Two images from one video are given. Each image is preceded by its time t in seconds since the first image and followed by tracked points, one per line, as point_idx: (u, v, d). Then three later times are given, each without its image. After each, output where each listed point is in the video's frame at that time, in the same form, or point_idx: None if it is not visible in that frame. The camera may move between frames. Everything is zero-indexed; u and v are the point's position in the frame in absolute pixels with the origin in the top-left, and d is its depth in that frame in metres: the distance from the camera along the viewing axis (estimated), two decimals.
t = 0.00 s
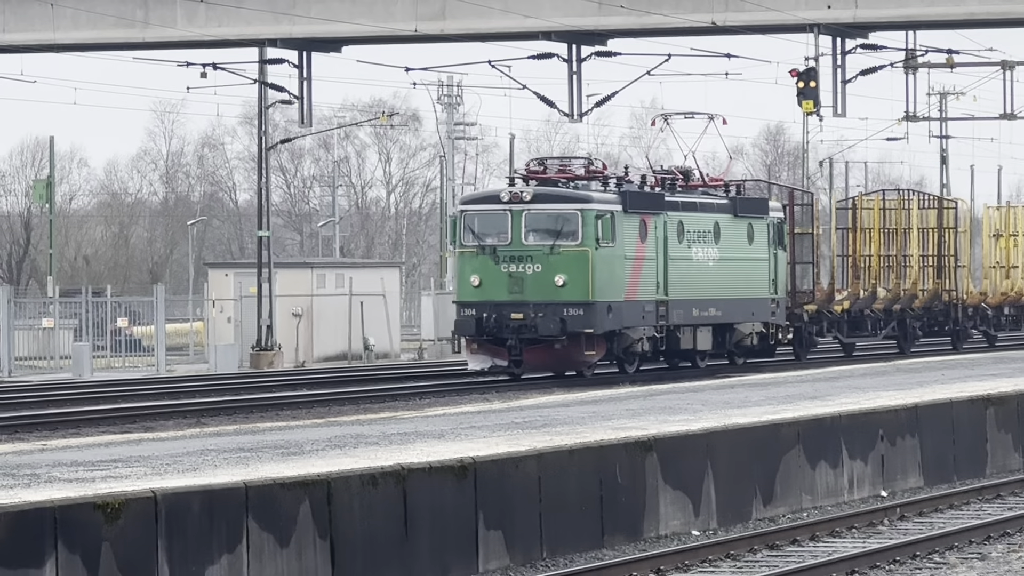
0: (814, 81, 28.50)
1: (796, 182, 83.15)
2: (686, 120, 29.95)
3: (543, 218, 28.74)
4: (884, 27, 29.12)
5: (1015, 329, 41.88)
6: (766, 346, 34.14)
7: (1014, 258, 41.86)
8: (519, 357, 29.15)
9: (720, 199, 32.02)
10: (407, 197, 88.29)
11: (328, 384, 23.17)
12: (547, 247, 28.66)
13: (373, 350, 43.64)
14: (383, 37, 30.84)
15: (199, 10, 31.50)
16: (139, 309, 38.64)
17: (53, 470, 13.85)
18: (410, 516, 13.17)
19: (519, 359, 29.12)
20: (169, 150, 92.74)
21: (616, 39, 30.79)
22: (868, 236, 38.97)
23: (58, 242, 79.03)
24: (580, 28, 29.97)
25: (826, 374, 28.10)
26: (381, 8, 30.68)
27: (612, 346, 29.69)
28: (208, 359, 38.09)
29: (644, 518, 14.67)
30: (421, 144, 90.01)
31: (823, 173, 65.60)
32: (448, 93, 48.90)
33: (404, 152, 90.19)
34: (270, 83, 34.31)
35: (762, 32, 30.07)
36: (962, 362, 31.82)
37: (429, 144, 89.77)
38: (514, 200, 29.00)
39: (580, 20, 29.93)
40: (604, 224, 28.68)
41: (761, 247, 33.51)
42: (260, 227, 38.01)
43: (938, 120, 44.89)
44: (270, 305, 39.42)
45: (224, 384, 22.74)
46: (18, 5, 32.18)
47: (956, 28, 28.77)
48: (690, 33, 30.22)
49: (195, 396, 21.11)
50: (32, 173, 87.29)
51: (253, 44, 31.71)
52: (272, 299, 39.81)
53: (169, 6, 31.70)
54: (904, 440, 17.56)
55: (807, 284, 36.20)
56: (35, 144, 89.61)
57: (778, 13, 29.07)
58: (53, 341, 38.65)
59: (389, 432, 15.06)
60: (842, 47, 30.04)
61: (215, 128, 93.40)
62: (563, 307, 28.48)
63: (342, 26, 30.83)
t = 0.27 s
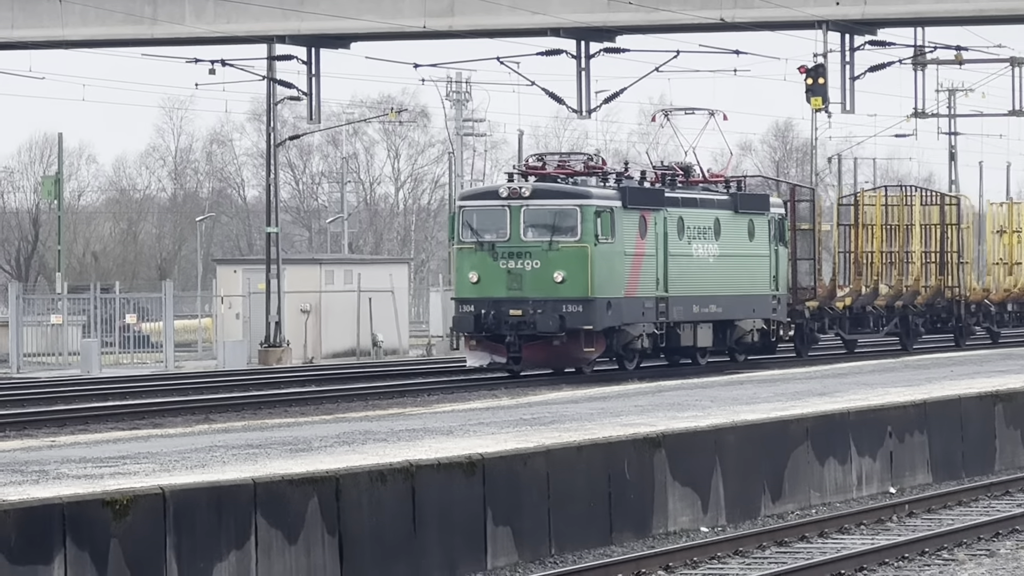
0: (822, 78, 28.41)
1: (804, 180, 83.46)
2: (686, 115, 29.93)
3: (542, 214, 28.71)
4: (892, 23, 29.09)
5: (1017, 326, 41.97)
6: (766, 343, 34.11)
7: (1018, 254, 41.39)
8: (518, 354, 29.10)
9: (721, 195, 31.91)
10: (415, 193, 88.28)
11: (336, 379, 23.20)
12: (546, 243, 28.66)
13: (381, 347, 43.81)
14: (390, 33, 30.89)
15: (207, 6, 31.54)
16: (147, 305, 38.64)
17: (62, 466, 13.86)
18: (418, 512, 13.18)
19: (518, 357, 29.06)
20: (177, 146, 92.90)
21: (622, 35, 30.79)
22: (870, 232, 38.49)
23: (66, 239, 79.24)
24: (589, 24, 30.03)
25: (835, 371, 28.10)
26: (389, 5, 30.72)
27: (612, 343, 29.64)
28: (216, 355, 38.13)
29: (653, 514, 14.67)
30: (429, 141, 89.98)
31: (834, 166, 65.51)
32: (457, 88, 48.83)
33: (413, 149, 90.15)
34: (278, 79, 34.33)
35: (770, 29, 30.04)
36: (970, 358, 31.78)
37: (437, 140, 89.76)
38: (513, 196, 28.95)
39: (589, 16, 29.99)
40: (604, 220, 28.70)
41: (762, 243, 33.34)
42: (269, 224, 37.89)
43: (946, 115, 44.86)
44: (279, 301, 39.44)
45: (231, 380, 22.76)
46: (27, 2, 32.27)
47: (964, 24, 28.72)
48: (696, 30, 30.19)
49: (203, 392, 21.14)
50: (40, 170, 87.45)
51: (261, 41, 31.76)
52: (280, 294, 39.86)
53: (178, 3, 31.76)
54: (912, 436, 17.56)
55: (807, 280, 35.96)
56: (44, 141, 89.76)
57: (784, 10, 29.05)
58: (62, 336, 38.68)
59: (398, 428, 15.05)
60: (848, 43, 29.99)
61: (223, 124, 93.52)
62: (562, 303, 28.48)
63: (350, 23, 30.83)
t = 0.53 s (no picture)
0: (834, 74, 28.46)
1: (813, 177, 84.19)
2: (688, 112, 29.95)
3: (542, 211, 28.66)
4: (902, 20, 29.05)
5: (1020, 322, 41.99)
6: (769, 341, 33.85)
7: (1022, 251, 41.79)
8: (519, 351, 29.14)
9: (723, 192, 31.87)
10: (425, 189, 88.40)
11: (345, 376, 23.25)
12: (546, 240, 28.63)
13: (391, 343, 44.04)
14: (401, 30, 30.89)
15: (218, 2, 31.62)
16: (158, 302, 38.85)
17: (74, 462, 13.90)
18: (430, 508, 13.21)
19: (519, 354, 29.10)
20: (188, 143, 93.08)
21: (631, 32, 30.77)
22: (875, 229, 38.41)
23: (77, 234, 79.55)
24: (600, 21, 30.07)
25: (845, 367, 28.14)
26: (399, 1, 30.70)
27: (613, 340, 29.64)
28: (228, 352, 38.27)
29: (664, 511, 14.69)
30: (439, 138, 90.02)
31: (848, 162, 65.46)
32: (468, 85, 48.76)
33: (423, 145, 90.32)
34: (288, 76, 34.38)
35: (780, 25, 30.01)
36: (982, 355, 31.79)
37: (448, 137, 89.81)
38: (514, 192, 28.92)
39: (599, 13, 30.05)
40: (605, 216, 28.67)
41: (765, 239, 33.26)
42: (281, 220, 37.90)
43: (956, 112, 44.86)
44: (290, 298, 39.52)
45: (241, 377, 22.79)
46: None
47: (975, 21, 28.67)
48: (707, 26, 30.17)
49: (212, 389, 21.17)
50: (50, 166, 87.63)
51: (272, 38, 31.75)
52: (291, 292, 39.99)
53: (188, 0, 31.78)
54: (923, 433, 17.59)
55: (811, 276, 35.77)
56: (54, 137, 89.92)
57: (795, 7, 29.02)
58: (73, 333, 38.82)
59: (409, 424, 15.05)
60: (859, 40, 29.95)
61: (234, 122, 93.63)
62: (563, 300, 28.48)
63: (360, 20, 30.84)
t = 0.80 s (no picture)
0: (847, 71, 28.49)
1: (826, 177, 84.56)
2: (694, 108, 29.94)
3: (545, 208, 28.65)
4: (917, 18, 28.98)
5: None
6: (776, 337, 33.99)
7: None
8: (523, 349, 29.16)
9: (729, 188, 31.82)
10: (439, 186, 88.49)
11: (356, 374, 23.28)
12: (550, 237, 28.60)
13: (406, 340, 44.23)
14: (413, 27, 30.92)
15: None
16: (171, 300, 39.04)
17: (87, 459, 13.93)
18: (443, 505, 13.24)
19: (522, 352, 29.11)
20: (202, 141, 93.26)
21: (648, 28, 30.98)
22: (882, 225, 38.60)
23: (93, 232, 79.83)
24: (614, 18, 30.04)
25: (859, 364, 28.13)
26: None
27: (617, 338, 29.56)
28: (242, 350, 38.42)
29: (678, 508, 14.69)
30: (454, 134, 89.93)
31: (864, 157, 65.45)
32: (482, 83, 48.69)
33: (437, 143, 90.41)
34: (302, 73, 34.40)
35: (794, 22, 29.97)
36: (997, 352, 31.74)
37: (462, 134, 89.88)
38: (517, 188, 28.85)
39: (614, 10, 30.03)
40: (609, 213, 28.59)
41: (771, 236, 33.27)
42: (295, 217, 37.93)
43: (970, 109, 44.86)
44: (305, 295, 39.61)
45: (253, 374, 22.82)
46: None
47: (990, 19, 28.60)
48: (719, 23, 30.14)
49: (224, 386, 21.20)
50: (65, 164, 87.84)
51: (285, 36, 31.78)
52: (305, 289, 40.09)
53: None
54: (937, 430, 17.58)
55: (818, 273, 35.60)
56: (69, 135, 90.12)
57: (809, 3, 28.99)
58: (87, 330, 38.86)
59: (422, 421, 15.06)
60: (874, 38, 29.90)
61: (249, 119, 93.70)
62: (566, 297, 28.43)
63: (374, 17, 30.82)
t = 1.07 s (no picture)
0: (862, 70, 28.51)
1: (840, 177, 85.46)
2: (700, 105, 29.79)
3: (549, 207, 28.60)
4: (930, 16, 28.97)
5: None
6: (781, 337, 34.07)
7: None
8: (526, 349, 29.05)
9: (734, 187, 31.84)
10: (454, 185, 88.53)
11: (366, 373, 23.32)
12: (554, 236, 28.53)
13: (420, 339, 44.47)
14: (426, 25, 30.91)
15: None
16: (186, 299, 39.13)
17: (102, 458, 13.94)
18: (457, 504, 13.27)
19: (526, 352, 28.95)
20: (217, 140, 93.40)
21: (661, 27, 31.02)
22: (889, 224, 38.24)
23: (106, 231, 80.07)
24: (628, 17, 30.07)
25: (872, 363, 28.17)
26: None
27: (622, 337, 29.67)
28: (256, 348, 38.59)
29: (691, 507, 14.71)
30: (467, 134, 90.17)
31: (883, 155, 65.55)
32: (495, 82, 48.52)
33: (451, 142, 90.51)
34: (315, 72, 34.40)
35: (808, 20, 29.97)
36: (1009, 351, 31.78)
37: (477, 133, 89.93)
38: (521, 187, 28.84)
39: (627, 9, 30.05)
40: (614, 212, 28.58)
41: (777, 235, 33.30)
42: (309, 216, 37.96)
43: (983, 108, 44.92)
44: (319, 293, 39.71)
45: (265, 373, 22.87)
46: None
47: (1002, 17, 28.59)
48: (733, 22, 30.14)
49: (237, 385, 21.21)
50: (79, 163, 88.12)
51: (298, 33, 31.73)
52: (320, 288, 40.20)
53: None
54: (951, 429, 17.60)
55: (825, 272, 35.68)
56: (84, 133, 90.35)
57: (824, 2, 29.01)
58: (101, 329, 39.08)
59: (437, 420, 15.09)
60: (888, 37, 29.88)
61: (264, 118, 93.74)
62: (570, 297, 28.34)
63: (388, 16, 30.85)
